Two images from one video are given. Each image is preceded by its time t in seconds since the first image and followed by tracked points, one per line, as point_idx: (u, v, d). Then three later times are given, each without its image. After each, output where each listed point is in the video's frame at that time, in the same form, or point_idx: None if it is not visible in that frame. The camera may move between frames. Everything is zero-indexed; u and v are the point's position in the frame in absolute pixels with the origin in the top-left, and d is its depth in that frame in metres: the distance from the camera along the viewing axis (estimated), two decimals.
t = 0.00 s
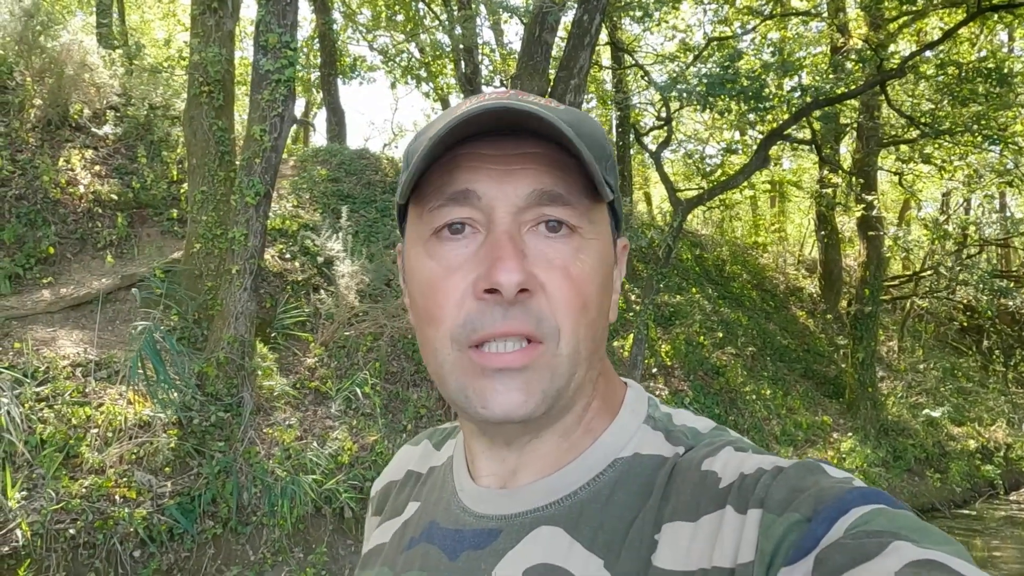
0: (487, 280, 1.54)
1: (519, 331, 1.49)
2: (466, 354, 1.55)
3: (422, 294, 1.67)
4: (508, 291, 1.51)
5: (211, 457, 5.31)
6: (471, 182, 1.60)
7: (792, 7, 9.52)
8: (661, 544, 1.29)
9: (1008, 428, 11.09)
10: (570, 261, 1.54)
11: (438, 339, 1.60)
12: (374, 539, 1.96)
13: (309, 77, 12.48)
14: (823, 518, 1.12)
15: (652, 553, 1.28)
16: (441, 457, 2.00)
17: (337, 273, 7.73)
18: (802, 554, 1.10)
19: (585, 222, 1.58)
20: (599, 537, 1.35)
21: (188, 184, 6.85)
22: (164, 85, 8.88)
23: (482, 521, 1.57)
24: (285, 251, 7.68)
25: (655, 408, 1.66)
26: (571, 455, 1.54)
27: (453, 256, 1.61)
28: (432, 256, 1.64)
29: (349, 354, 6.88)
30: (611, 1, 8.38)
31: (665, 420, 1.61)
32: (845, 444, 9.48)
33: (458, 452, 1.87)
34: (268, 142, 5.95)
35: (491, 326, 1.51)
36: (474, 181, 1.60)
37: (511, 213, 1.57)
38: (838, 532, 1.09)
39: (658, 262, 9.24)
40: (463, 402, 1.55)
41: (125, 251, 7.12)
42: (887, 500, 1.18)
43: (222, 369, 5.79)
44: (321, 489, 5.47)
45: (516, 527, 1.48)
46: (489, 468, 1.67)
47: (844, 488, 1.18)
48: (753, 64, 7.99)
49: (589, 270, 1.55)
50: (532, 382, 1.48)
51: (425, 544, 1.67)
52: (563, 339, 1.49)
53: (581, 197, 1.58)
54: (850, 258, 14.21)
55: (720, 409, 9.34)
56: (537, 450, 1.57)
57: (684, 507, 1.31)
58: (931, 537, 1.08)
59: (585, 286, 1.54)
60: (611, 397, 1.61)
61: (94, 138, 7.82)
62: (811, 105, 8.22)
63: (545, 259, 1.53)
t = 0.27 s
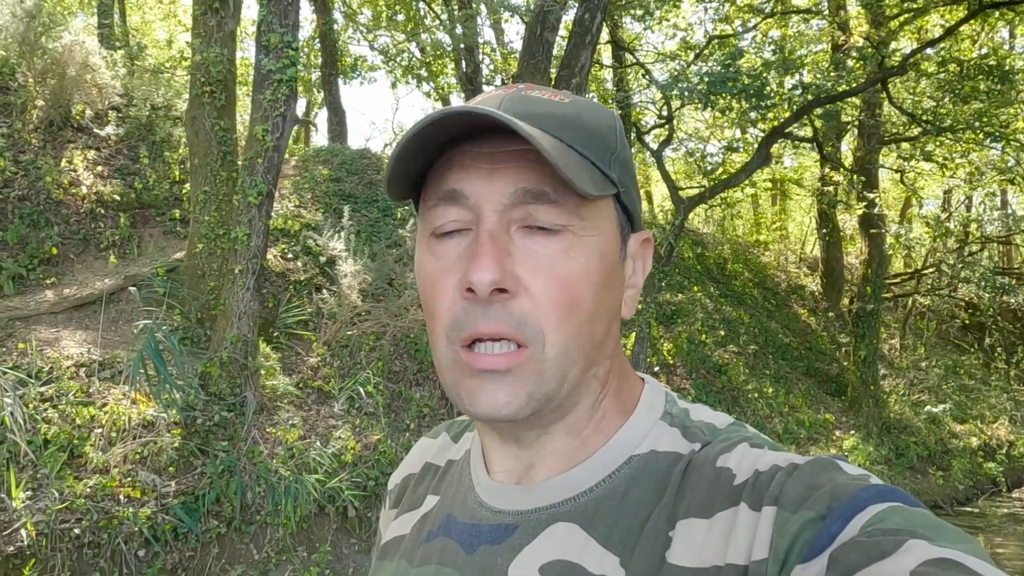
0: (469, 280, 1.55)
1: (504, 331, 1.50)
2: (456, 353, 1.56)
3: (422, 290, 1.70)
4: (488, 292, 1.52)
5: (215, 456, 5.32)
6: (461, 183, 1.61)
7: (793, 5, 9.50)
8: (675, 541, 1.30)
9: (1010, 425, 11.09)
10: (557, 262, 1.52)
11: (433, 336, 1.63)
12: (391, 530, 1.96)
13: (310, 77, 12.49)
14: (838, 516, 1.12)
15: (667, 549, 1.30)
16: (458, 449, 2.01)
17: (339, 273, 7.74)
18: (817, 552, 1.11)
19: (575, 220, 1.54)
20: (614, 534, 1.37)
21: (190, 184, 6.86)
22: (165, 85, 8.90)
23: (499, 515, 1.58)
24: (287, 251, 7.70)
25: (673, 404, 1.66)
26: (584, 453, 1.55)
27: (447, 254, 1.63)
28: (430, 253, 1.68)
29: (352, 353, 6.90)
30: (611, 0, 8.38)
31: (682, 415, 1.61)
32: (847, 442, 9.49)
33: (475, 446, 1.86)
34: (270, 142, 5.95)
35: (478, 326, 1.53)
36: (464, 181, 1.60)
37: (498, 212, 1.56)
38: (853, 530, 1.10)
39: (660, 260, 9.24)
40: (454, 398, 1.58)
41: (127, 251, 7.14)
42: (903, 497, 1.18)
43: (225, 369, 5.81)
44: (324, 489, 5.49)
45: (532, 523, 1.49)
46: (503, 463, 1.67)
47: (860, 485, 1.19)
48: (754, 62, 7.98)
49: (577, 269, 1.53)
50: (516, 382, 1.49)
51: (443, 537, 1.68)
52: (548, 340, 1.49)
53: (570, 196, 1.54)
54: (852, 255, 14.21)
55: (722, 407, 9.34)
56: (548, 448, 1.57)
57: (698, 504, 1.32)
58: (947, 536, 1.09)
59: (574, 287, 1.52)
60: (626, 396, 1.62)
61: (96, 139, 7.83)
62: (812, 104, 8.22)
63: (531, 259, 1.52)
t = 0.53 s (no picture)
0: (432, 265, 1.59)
1: (454, 314, 1.52)
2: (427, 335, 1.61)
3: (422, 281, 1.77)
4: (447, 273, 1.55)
5: (219, 455, 5.34)
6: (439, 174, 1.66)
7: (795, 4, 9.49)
8: (684, 531, 1.31)
9: (1013, 423, 11.08)
10: (507, 246, 1.51)
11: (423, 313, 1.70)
12: (409, 523, 1.96)
13: (312, 77, 12.50)
14: (848, 506, 1.13)
15: (676, 539, 1.31)
16: (475, 442, 2.01)
17: (342, 272, 7.76)
18: (825, 542, 1.11)
19: (532, 207, 1.51)
20: (625, 525, 1.38)
21: (193, 185, 6.88)
22: (168, 86, 8.92)
23: (512, 506, 1.58)
24: (290, 250, 7.72)
25: (686, 396, 1.66)
26: (592, 446, 1.56)
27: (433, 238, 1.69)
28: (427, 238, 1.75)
29: (355, 352, 6.91)
30: None
31: (696, 407, 1.61)
32: (849, 440, 9.49)
33: (489, 439, 1.86)
34: (273, 141, 5.97)
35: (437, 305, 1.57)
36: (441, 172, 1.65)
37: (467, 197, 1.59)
38: (863, 520, 1.11)
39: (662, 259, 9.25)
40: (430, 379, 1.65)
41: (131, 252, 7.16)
42: (914, 489, 1.19)
43: (229, 368, 5.83)
44: (328, 487, 5.52)
45: (544, 513, 1.50)
46: (515, 453, 1.69)
47: (869, 477, 1.19)
48: (756, 61, 7.97)
49: (528, 255, 1.49)
50: (465, 362, 1.51)
51: (459, 529, 1.68)
52: (494, 325, 1.48)
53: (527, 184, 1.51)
54: (854, 254, 14.20)
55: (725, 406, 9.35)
56: (552, 438, 1.60)
57: (708, 495, 1.33)
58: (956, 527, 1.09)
59: (524, 273, 1.49)
60: (636, 390, 1.62)
61: (99, 139, 7.85)
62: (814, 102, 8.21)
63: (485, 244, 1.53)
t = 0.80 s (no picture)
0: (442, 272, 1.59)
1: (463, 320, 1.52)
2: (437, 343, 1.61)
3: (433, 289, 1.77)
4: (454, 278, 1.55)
5: (223, 457, 5.34)
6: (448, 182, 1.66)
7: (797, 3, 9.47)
8: (696, 535, 1.31)
9: (1016, 423, 11.06)
10: (516, 252, 1.51)
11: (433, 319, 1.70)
12: (422, 531, 1.97)
13: (313, 78, 12.51)
14: (861, 512, 1.12)
15: (688, 544, 1.31)
16: (486, 449, 2.01)
17: (344, 273, 7.76)
18: (838, 548, 1.10)
19: (540, 213, 1.51)
20: (636, 529, 1.38)
21: (195, 186, 6.87)
22: (169, 87, 8.93)
23: (524, 511, 1.59)
24: (292, 251, 7.72)
25: (698, 399, 1.65)
26: (602, 450, 1.55)
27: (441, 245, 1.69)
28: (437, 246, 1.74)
29: (358, 353, 6.91)
30: None
31: (708, 411, 1.60)
32: (852, 440, 9.48)
33: (501, 445, 1.86)
34: (275, 143, 5.97)
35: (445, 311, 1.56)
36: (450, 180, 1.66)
37: (474, 203, 1.59)
38: (875, 527, 1.10)
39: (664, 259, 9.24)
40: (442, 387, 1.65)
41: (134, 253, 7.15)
42: (928, 494, 1.17)
43: (232, 370, 5.83)
44: (331, 489, 5.52)
45: (556, 517, 1.50)
46: (525, 458, 1.69)
47: (883, 481, 1.18)
48: (757, 61, 7.95)
49: (538, 261, 1.49)
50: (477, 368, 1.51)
51: (471, 534, 1.68)
52: (503, 330, 1.48)
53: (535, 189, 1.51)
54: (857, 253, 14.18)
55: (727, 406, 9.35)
56: (564, 442, 1.59)
57: (720, 499, 1.33)
58: (972, 534, 1.08)
59: (533, 278, 1.48)
60: (647, 395, 1.61)
61: (101, 141, 7.86)
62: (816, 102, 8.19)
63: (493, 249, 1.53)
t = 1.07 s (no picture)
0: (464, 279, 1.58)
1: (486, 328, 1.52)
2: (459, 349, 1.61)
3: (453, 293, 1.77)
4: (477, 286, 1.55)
5: (226, 458, 5.34)
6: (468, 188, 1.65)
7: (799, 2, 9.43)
8: (712, 546, 1.30)
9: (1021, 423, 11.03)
10: (539, 259, 1.50)
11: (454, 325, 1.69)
12: (431, 537, 1.95)
13: (315, 79, 12.51)
14: (878, 524, 1.10)
15: (704, 554, 1.30)
16: (496, 456, 1.99)
17: (347, 274, 7.75)
18: (855, 560, 1.09)
19: (563, 219, 1.50)
20: (651, 539, 1.37)
21: (198, 187, 6.87)
22: (172, 88, 8.94)
23: (535, 518, 1.57)
24: (295, 252, 7.72)
25: (712, 409, 1.64)
26: (618, 457, 1.54)
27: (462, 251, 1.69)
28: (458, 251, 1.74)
29: (360, 354, 6.90)
30: None
31: (722, 421, 1.59)
32: (856, 440, 9.45)
33: (512, 451, 1.85)
34: (278, 144, 5.97)
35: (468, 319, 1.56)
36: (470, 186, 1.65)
37: (495, 209, 1.59)
38: (893, 539, 1.08)
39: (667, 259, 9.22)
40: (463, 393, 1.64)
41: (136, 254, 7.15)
42: (948, 508, 1.15)
43: (235, 371, 5.83)
44: (335, 490, 5.51)
45: (568, 526, 1.48)
46: (539, 464, 1.69)
47: (901, 493, 1.16)
48: (760, 60, 7.92)
49: (560, 267, 1.48)
50: (501, 376, 1.50)
51: (481, 541, 1.67)
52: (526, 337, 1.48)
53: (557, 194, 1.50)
54: (860, 253, 14.15)
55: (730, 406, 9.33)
56: (581, 448, 1.58)
57: (736, 510, 1.31)
58: (992, 547, 1.06)
59: (556, 284, 1.48)
60: (663, 403, 1.60)
61: (104, 142, 7.87)
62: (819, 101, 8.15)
63: (515, 256, 1.52)
